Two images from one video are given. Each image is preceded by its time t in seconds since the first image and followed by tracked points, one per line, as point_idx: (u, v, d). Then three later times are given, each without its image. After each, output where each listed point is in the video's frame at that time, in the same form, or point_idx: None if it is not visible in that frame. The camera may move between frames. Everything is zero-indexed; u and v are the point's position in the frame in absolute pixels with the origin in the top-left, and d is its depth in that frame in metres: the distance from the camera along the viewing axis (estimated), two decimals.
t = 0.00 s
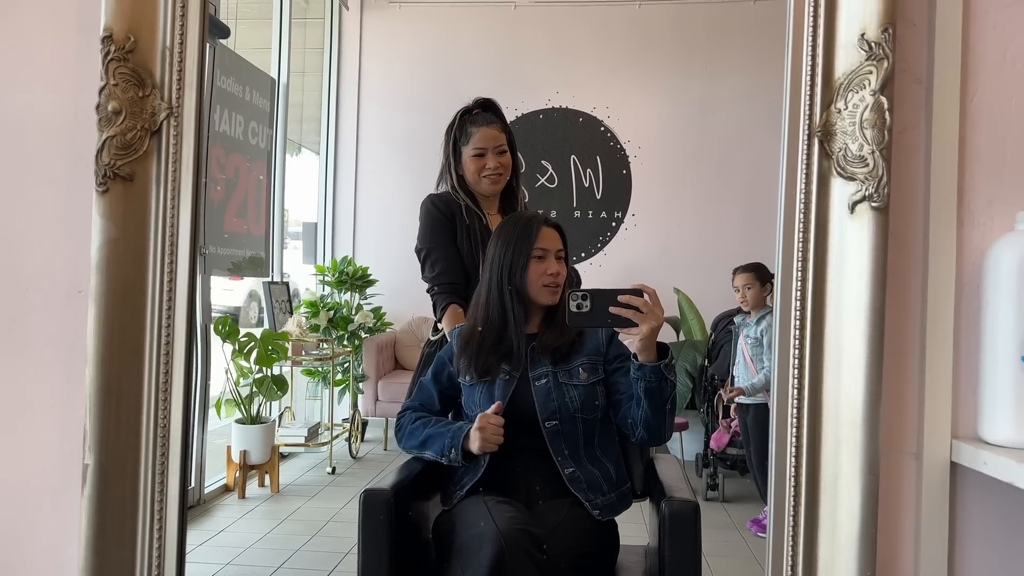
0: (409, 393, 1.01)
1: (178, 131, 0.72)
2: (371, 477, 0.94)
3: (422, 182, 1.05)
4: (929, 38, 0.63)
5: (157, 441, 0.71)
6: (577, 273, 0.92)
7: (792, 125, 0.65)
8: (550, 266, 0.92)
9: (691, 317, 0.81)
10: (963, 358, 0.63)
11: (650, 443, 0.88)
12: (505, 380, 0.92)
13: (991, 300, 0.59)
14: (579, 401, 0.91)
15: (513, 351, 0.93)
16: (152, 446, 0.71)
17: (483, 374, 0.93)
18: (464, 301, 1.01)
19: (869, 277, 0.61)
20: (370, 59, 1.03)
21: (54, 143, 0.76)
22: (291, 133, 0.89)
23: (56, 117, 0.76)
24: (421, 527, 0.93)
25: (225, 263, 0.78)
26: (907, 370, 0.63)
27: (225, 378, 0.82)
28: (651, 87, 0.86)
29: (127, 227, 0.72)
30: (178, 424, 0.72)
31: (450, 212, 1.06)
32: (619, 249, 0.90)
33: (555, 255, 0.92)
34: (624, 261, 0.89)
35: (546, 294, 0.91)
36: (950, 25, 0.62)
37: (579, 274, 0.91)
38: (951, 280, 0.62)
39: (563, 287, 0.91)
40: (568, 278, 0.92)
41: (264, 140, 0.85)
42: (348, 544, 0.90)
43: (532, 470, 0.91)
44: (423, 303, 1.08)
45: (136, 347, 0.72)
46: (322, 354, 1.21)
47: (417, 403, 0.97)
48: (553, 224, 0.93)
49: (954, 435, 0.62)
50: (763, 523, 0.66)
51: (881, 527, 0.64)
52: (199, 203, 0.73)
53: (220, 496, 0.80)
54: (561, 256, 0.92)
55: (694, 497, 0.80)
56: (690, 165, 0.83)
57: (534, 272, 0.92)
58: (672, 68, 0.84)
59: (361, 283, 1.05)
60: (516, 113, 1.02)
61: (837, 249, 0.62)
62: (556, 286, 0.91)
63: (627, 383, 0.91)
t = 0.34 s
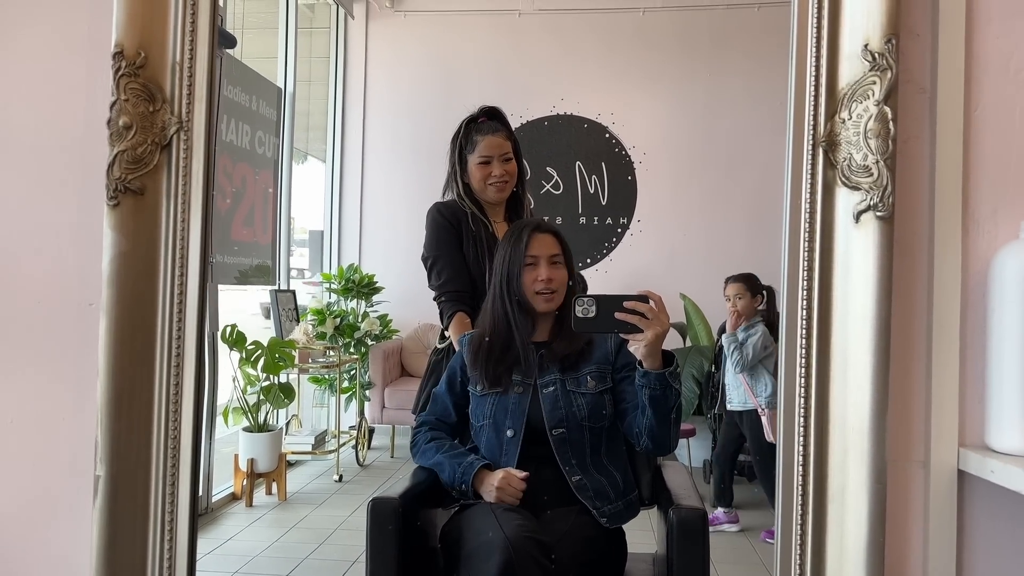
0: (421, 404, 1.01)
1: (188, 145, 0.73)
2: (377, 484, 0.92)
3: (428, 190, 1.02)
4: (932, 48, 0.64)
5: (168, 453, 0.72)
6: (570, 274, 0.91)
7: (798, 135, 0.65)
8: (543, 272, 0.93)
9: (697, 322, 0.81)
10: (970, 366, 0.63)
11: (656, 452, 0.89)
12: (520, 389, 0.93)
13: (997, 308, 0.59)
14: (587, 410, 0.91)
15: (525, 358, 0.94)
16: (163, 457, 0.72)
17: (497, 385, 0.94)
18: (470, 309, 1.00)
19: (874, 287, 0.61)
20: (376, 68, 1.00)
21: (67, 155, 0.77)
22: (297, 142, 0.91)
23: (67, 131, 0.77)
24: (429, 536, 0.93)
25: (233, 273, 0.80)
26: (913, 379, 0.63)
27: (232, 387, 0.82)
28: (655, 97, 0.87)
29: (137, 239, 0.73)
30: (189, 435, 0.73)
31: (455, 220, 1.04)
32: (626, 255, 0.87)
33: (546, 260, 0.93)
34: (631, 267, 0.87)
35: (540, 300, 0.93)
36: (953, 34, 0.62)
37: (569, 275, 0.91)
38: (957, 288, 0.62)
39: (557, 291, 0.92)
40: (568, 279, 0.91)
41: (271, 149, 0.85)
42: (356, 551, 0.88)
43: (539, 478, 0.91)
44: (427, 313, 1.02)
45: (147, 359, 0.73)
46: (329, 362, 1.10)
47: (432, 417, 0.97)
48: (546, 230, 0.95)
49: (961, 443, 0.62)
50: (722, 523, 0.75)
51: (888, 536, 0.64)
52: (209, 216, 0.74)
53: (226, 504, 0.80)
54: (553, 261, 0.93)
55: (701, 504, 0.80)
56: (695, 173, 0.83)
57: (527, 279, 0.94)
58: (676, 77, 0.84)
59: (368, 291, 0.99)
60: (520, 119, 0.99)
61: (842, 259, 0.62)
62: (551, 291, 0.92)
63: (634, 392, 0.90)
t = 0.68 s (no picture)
0: (427, 412, 1.01)
1: (190, 156, 0.74)
2: (382, 492, 0.92)
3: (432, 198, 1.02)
4: (927, 55, 0.64)
5: (171, 460, 0.73)
6: (536, 283, 0.94)
7: (794, 141, 0.65)
8: (508, 288, 0.96)
9: (703, 330, 0.81)
10: (968, 373, 0.62)
11: (661, 459, 0.88)
12: (526, 393, 0.93)
13: (992, 313, 0.59)
14: (590, 416, 0.91)
15: (529, 364, 0.94)
16: (166, 465, 0.73)
17: (502, 388, 0.95)
18: (474, 316, 0.99)
19: (870, 293, 0.61)
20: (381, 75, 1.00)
21: (72, 165, 0.78)
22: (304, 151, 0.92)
23: (72, 143, 0.78)
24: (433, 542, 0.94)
25: (239, 280, 0.81)
26: (911, 385, 0.63)
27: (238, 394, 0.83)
28: (653, 105, 0.87)
29: (140, 249, 0.74)
30: (192, 443, 0.73)
31: (458, 227, 1.04)
32: (631, 261, 0.87)
33: (510, 275, 0.96)
34: (636, 273, 0.87)
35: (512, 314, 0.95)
36: (948, 41, 0.62)
37: (535, 284, 0.94)
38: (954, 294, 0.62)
39: (525, 302, 0.94)
40: (534, 288, 0.94)
41: (277, 157, 0.86)
42: (362, 559, 0.87)
43: (542, 485, 0.91)
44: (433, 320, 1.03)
45: (151, 368, 0.74)
46: (335, 368, 1.14)
47: (436, 425, 0.98)
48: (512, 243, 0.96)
49: (959, 449, 0.61)
50: (727, 529, 0.75)
51: (887, 542, 0.63)
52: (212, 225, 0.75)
53: (233, 512, 0.82)
54: (517, 274, 0.95)
55: (705, 509, 0.81)
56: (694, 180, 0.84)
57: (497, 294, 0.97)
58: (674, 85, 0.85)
59: (373, 298, 0.96)
60: (525, 126, 1.00)
61: (839, 265, 0.62)
62: (519, 304, 0.95)
63: (639, 399, 0.90)
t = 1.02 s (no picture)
0: (436, 417, 1.01)
1: (204, 162, 0.75)
2: (391, 498, 0.91)
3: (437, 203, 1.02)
4: (942, 57, 0.63)
5: (185, 465, 0.73)
6: (545, 290, 0.94)
7: (808, 144, 0.65)
8: (516, 295, 0.95)
9: (712, 334, 0.80)
10: (985, 375, 0.62)
11: (671, 463, 0.88)
12: (535, 398, 0.93)
13: (1009, 315, 0.58)
14: (601, 421, 0.91)
15: (539, 369, 0.94)
16: (180, 470, 0.73)
17: (510, 394, 0.94)
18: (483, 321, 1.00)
19: (886, 295, 0.61)
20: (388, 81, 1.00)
21: (86, 171, 0.78)
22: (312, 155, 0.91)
23: (85, 149, 0.79)
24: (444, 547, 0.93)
25: (247, 286, 0.81)
26: (927, 388, 0.63)
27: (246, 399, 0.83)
28: (664, 108, 0.88)
29: (154, 254, 0.74)
30: (205, 448, 0.73)
31: (466, 232, 1.05)
32: (639, 264, 0.87)
33: (517, 283, 0.96)
34: (642, 278, 0.86)
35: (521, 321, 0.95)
36: (962, 43, 0.62)
37: (544, 291, 0.94)
38: (970, 297, 0.61)
39: (534, 309, 0.94)
40: (542, 295, 0.94)
41: (285, 163, 0.86)
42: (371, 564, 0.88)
43: (553, 489, 0.91)
44: (441, 324, 1.04)
45: (164, 373, 0.74)
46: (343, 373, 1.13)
47: (446, 429, 0.97)
48: (518, 250, 0.95)
49: (976, 453, 0.61)
50: (737, 545, 0.75)
51: (904, 546, 0.63)
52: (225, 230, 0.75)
53: (242, 517, 0.81)
54: (525, 281, 0.95)
55: (717, 514, 0.80)
56: (705, 183, 0.84)
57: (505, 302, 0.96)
58: (684, 89, 0.85)
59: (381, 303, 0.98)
60: (532, 131, 1.00)
61: (854, 268, 0.62)
62: (528, 311, 0.95)
63: (649, 403, 0.90)
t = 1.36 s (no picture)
0: (441, 421, 1.01)
1: (210, 166, 0.75)
2: (397, 501, 0.94)
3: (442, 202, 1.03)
4: (946, 60, 0.63)
5: (191, 469, 0.74)
6: (551, 293, 0.94)
7: (812, 147, 0.65)
8: (523, 299, 0.96)
9: (717, 335, 0.81)
10: (990, 379, 0.62)
11: (678, 466, 0.88)
12: (540, 401, 0.93)
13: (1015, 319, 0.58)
14: (605, 424, 0.91)
15: (543, 372, 0.94)
16: (186, 474, 0.74)
17: (516, 396, 0.95)
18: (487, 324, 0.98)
19: (890, 298, 0.60)
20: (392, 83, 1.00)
21: (93, 176, 0.79)
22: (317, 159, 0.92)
23: (92, 154, 0.79)
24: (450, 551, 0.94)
25: (254, 289, 0.80)
26: (932, 392, 0.63)
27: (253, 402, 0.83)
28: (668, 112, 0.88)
29: (160, 259, 0.75)
30: (211, 452, 0.74)
31: (469, 237, 1.04)
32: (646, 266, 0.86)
33: (523, 287, 0.96)
34: (651, 278, 0.85)
35: (528, 325, 0.96)
36: (967, 45, 0.62)
37: (550, 294, 0.94)
38: (975, 300, 0.61)
39: (541, 312, 0.94)
40: (549, 298, 0.94)
41: (291, 167, 0.86)
42: (379, 566, 0.88)
43: (558, 492, 0.91)
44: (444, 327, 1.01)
45: (170, 377, 0.74)
46: (348, 375, 1.13)
47: (452, 432, 0.97)
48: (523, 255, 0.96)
49: (981, 457, 0.61)
50: (743, 547, 0.74)
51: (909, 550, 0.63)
52: (231, 235, 0.76)
53: (249, 519, 0.81)
54: (531, 285, 0.95)
55: (722, 517, 0.81)
56: (709, 187, 0.83)
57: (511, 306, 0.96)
58: (688, 92, 0.85)
59: (386, 305, 0.96)
60: (536, 134, 0.99)
61: (858, 271, 0.62)
62: (535, 314, 0.95)
63: (654, 406, 0.88)
